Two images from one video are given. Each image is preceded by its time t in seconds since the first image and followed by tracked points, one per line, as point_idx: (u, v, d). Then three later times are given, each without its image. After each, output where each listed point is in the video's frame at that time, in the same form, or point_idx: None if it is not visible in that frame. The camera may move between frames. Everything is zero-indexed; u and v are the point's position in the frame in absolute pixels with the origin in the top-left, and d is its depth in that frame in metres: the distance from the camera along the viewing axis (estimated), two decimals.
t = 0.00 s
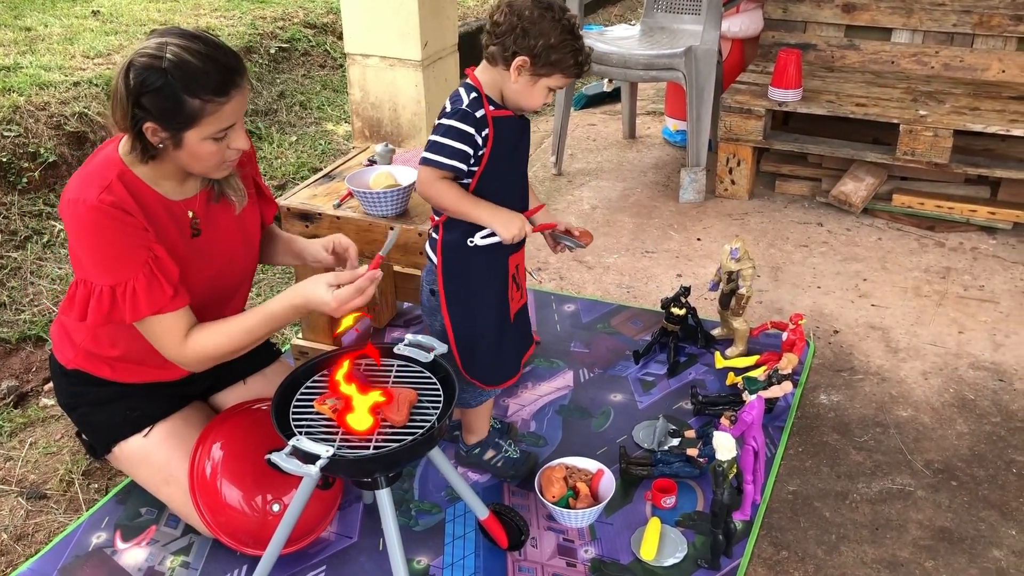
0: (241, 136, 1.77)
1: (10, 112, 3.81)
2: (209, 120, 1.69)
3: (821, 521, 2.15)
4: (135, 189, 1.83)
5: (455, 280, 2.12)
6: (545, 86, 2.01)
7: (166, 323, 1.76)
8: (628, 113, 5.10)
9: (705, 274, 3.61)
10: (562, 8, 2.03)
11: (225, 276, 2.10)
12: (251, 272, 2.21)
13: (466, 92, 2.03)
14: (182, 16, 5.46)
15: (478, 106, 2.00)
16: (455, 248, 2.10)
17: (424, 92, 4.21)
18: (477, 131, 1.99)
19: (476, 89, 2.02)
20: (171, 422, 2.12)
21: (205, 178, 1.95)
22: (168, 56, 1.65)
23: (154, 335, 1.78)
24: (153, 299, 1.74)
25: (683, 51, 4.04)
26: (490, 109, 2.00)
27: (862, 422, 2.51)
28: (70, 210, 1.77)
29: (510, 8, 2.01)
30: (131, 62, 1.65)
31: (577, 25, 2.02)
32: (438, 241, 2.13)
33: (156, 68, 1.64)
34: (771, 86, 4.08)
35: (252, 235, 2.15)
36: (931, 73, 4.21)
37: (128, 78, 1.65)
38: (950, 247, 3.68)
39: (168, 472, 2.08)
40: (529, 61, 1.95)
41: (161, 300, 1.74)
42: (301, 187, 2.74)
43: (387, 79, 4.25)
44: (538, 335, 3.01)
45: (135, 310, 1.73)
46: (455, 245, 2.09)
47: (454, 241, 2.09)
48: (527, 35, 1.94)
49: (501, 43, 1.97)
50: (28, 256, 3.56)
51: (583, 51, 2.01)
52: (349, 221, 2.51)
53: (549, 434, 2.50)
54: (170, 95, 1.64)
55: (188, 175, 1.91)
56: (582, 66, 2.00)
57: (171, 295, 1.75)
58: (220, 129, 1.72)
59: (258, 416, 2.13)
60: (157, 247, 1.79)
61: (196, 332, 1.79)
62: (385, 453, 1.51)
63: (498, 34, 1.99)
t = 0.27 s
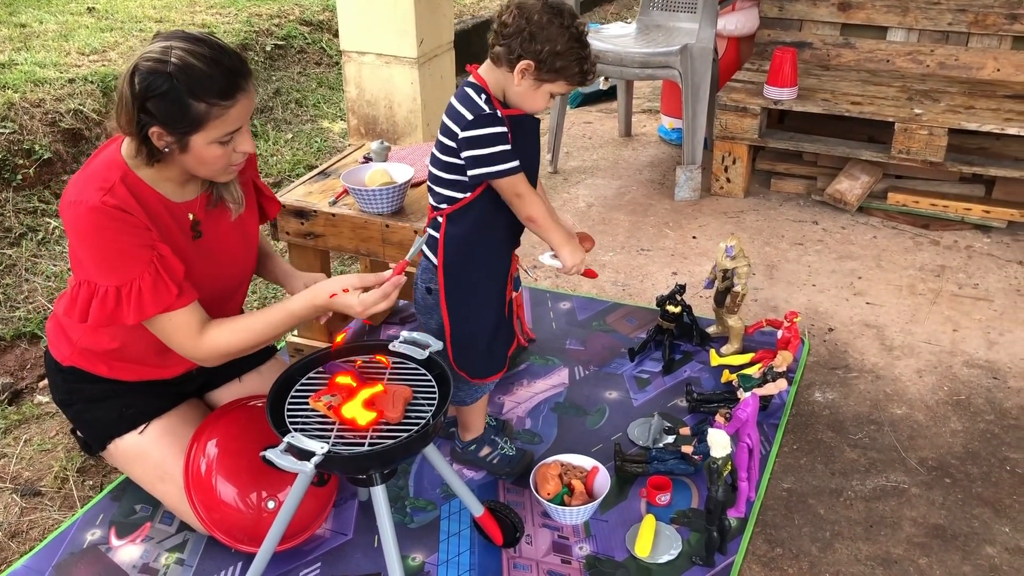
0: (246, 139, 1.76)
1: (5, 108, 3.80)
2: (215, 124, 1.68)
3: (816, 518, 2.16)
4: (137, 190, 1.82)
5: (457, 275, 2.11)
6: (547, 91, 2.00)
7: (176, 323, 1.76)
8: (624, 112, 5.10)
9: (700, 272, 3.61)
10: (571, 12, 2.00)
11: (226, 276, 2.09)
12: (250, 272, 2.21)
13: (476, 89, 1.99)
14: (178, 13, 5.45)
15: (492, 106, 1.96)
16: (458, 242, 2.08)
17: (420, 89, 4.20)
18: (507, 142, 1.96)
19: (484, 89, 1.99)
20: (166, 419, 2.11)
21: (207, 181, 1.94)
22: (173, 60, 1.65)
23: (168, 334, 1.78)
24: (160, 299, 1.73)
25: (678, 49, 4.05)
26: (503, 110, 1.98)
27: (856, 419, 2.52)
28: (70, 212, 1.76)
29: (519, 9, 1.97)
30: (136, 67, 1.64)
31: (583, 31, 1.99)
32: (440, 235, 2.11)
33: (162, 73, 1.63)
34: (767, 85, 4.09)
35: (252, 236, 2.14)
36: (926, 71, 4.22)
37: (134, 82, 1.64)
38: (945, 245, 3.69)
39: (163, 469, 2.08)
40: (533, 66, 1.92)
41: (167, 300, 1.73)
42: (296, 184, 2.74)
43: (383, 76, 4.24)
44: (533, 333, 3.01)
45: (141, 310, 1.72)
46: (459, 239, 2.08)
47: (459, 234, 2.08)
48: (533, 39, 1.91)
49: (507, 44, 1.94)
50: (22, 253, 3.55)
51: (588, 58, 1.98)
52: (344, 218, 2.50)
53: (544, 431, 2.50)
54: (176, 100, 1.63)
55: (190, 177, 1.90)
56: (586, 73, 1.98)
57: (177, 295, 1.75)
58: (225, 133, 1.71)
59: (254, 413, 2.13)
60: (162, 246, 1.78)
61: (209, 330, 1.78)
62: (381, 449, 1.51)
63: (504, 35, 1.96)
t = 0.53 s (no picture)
0: (247, 138, 1.76)
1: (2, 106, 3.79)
2: (217, 124, 1.68)
3: (811, 515, 2.16)
4: (138, 190, 1.82)
5: (459, 274, 2.11)
6: (551, 92, 2.00)
7: (176, 323, 1.76)
8: (621, 111, 5.10)
9: (696, 270, 3.62)
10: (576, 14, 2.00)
11: (226, 276, 2.09)
12: (248, 272, 2.20)
13: (481, 89, 1.99)
14: (175, 11, 5.44)
15: (497, 107, 1.96)
16: (460, 241, 2.09)
17: (417, 88, 4.20)
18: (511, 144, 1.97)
19: (489, 89, 1.98)
20: (164, 416, 2.11)
21: (207, 180, 1.94)
22: (176, 60, 1.65)
23: (167, 334, 1.78)
24: (160, 299, 1.73)
25: (676, 48, 4.05)
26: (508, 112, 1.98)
27: (852, 417, 2.53)
28: (71, 211, 1.76)
29: (527, 11, 1.96)
30: (138, 66, 1.64)
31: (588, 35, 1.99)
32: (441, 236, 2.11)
33: (164, 72, 1.63)
34: (764, 84, 4.09)
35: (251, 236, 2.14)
36: (922, 71, 4.22)
37: (136, 82, 1.63)
38: (941, 244, 3.69)
39: (161, 467, 2.08)
40: (539, 68, 1.93)
41: (167, 300, 1.73)
42: (294, 182, 2.75)
43: (380, 75, 4.24)
44: (530, 331, 3.01)
45: (141, 310, 1.72)
46: (461, 238, 2.08)
47: (461, 234, 2.08)
48: (540, 41, 1.91)
49: (514, 44, 1.94)
50: (19, 251, 3.54)
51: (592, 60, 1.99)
52: (341, 215, 2.50)
53: (541, 429, 2.51)
54: (178, 99, 1.63)
55: (190, 176, 1.90)
56: (590, 76, 1.99)
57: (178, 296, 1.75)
58: (227, 132, 1.71)
59: (251, 411, 2.13)
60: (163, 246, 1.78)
61: (210, 330, 1.79)
62: (377, 446, 1.51)
63: (510, 35, 1.95)
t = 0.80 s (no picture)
0: (246, 138, 1.76)
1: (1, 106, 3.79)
2: (216, 124, 1.68)
3: (809, 515, 2.17)
4: (138, 190, 1.82)
5: (458, 276, 2.11)
6: (547, 95, 2.00)
7: (176, 323, 1.77)
8: (620, 111, 5.10)
9: (695, 270, 3.62)
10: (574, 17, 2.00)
11: (225, 276, 2.10)
12: (247, 272, 2.21)
13: (478, 91, 1.99)
14: (174, 11, 5.44)
15: (494, 110, 1.96)
16: (457, 243, 2.09)
17: (416, 88, 4.21)
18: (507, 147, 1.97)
19: (485, 91, 1.99)
20: (163, 416, 2.11)
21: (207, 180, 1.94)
22: (174, 60, 1.65)
23: (166, 334, 1.78)
24: (160, 299, 1.73)
25: (674, 48, 4.05)
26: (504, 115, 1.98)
27: (850, 418, 2.53)
28: (71, 211, 1.76)
29: (524, 13, 1.96)
30: (136, 66, 1.64)
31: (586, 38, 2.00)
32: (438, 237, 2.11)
33: (163, 72, 1.63)
34: (762, 84, 4.10)
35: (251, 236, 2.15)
36: (921, 71, 4.23)
37: (134, 82, 1.63)
38: (939, 245, 3.70)
39: (160, 466, 2.08)
40: (535, 70, 1.93)
41: (167, 300, 1.74)
42: (293, 182, 2.75)
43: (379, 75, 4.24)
44: (529, 331, 3.02)
45: (141, 310, 1.72)
46: (458, 241, 2.09)
47: (457, 236, 2.08)
48: (537, 44, 1.91)
49: (510, 46, 1.94)
50: (18, 251, 3.54)
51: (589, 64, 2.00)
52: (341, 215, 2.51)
53: (540, 429, 2.51)
54: (177, 98, 1.63)
55: (189, 176, 1.90)
56: (586, 80, 1.99)
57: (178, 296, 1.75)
58: (226, 132, 1.71)
59: (250, 411, 2.13)
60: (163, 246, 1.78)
61: (210, 330, 1.79)
62: (377, 446, 1.51)
63: (507, 36, 1.95)
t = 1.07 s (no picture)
0: (245, 139, 1.77)
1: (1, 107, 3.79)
2: (215, 124, 1.68)
3: (808, 517, 2.17)
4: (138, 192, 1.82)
5: (457, 278, 2.12)
6: (541, 97, 2.01)
7: (176, 324, 1.77)
8: (620, 113, 5.11)
9: (694, 272, 3.63)
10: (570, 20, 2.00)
11: (224, 277, 2.10)
12: (247, 274, 2.21)
13: (473, 95, 1.99)
14: (174, 13, 5.45)
15: (489, 114, 1.97)
16: (454, 248, 2.09)
17: (416, 90, 4.21)
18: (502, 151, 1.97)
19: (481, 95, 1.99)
20: (163, 417, 2.12)
21: (206, 181, 1.94)
22: (172, 62, 1.65)
23: (166, 335, 1.79)
24: (161, 301, 1.74)
25: (673, 51, 4.05)
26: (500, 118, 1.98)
27: (849, 419, 2.54)
28: (71, 212, 1.76)
29: (519, 15, 1.97)
30: (135, 69, 1.65)
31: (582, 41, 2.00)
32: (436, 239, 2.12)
33: (161, 74, 1.63)
34: (761, 86, 4.11)
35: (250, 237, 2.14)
36: (920, 74, 4.24)
37: (133, 85, 1.64)
38: (938, 247, 3.70)
39: (160, 467, 2.08)
40: (529, 72, 1.93)
41: (167, 302, 1.74)
42: (293, 184, 2.75)
43: (379, 77, 4.25)
44: (529, 332, 3.02)
45: (142, 311, 1.73)
46: (455, 245, 2.09)
47: (455, 240, 2.09)
48: (531, 46, 1.92)
49: (505, 49, 1.94)
50: (18, 252, 3.54)
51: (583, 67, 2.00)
52: (341, 217, 2.51)
53: (539, 431, 2.51)
54: (175, 100, 1.63)
55: (189, 177, 1.90)
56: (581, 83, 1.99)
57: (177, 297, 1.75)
58: (225, 133, 1.71)
59: (251, 412, 2.13)
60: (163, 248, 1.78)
61: (210, 330, 1.80)
62: (376, 447, 1.51)
63: (502, 39, 1.96)
